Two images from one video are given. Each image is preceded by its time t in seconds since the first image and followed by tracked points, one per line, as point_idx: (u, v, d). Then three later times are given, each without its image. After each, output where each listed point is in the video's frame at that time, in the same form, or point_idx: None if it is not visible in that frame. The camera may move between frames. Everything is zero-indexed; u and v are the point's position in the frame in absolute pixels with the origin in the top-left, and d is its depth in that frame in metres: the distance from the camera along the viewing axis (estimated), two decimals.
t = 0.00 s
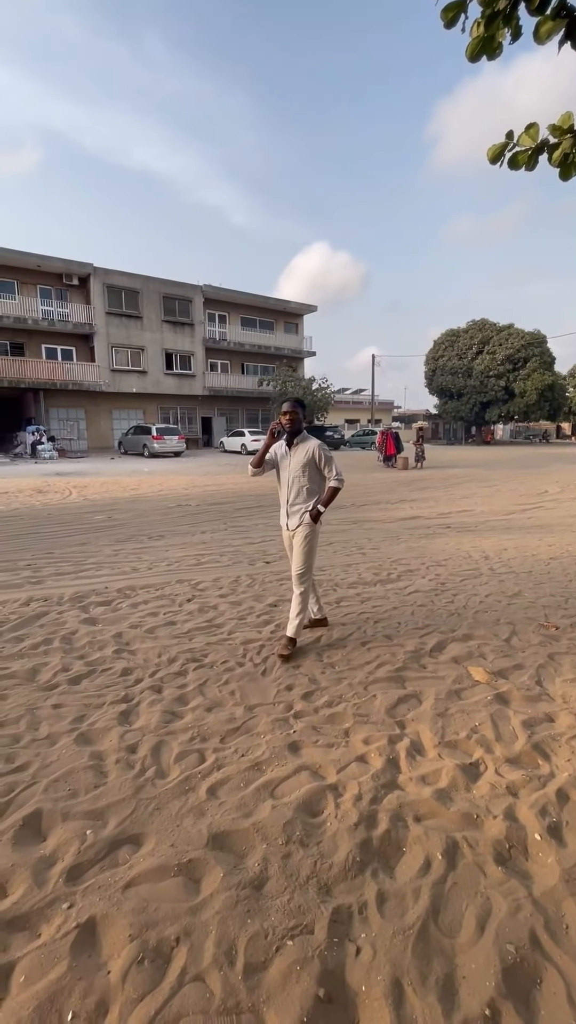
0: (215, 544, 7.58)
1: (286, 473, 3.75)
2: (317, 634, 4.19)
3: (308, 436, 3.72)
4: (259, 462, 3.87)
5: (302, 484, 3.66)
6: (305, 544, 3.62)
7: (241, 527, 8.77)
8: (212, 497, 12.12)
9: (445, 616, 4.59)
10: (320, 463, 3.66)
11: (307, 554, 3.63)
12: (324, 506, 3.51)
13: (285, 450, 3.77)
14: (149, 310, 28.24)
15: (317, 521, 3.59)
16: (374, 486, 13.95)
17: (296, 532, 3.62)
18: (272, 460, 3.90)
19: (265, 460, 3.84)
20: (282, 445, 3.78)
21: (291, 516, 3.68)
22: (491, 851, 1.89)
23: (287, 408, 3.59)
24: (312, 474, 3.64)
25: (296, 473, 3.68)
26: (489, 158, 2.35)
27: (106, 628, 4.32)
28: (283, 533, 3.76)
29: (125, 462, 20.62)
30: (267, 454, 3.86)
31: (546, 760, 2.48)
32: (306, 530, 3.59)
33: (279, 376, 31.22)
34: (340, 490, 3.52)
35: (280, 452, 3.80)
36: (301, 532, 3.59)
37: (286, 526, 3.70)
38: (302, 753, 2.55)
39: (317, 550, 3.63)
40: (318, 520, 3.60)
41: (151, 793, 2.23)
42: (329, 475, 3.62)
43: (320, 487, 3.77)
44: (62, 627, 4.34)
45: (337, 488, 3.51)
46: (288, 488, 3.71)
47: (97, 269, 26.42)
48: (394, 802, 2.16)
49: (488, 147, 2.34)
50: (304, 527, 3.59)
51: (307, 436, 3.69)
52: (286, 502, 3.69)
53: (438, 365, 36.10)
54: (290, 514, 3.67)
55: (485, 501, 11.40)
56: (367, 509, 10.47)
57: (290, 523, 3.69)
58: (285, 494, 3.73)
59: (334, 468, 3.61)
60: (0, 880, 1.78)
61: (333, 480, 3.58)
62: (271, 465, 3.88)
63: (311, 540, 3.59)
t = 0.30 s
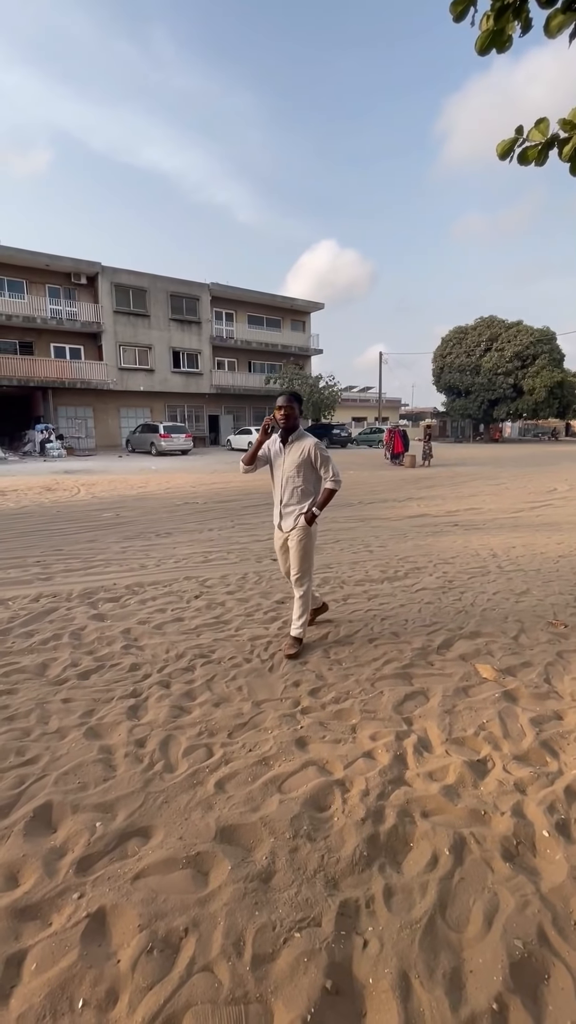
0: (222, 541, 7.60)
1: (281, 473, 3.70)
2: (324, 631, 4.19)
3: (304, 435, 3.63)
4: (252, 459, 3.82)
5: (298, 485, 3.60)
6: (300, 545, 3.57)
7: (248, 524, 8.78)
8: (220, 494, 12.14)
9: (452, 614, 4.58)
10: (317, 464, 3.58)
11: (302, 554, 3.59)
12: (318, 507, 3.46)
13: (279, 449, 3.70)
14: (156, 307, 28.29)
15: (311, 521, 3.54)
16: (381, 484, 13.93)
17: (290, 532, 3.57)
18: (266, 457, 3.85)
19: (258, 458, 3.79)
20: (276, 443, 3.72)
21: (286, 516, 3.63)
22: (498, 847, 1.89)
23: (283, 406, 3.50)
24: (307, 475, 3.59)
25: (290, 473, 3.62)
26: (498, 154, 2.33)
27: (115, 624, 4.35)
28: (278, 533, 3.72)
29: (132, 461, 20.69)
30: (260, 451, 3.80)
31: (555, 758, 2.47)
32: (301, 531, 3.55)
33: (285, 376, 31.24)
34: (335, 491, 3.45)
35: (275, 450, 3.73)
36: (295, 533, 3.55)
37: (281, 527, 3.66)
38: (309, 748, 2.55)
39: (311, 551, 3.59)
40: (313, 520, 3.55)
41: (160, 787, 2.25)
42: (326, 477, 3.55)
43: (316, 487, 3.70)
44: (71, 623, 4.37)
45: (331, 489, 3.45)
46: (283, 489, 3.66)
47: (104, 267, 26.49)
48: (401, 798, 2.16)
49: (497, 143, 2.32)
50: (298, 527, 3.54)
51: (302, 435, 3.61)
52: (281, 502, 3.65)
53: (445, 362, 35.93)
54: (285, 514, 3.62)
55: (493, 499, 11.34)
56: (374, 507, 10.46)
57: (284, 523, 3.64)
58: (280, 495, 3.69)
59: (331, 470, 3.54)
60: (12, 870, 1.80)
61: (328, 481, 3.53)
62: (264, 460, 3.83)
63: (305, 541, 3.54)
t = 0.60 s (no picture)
0: (227, 539, 7.60)
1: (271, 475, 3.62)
2: (329, 630, 4.19)
3: (295, 435, 3.54)
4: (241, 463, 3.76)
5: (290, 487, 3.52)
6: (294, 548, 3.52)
7: (254, 522, 8.79)
8: (226, 492, 12.15)
9: (457, 613, 4.57)
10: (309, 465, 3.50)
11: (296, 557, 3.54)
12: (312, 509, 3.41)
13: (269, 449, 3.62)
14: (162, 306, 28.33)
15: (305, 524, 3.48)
16: (387, 482, 13.88)
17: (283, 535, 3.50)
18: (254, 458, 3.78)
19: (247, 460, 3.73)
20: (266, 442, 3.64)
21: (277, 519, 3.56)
22: (502, 846, 1.89)
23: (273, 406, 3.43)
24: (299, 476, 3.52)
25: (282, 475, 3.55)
26: (506, 150, 2.32)
27: (120, 622, 4.37)
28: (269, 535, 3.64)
29: (138, 459, 20.75)
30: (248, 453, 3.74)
31: (559, 758, 2.46)
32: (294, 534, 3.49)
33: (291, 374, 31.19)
34: (328, 493, 3.41)
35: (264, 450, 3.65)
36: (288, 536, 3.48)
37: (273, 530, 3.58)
38: (313, 746, 2.56)
39: (305, 553, 3.55)
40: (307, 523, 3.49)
41: (164, 783, 2.26)
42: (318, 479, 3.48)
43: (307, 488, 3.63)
44: (77, 620, 4.40)
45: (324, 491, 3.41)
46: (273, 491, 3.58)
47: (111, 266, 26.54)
48: (405, 796, 2.16)
49: (504, 139, 2.31)
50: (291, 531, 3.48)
51: (293, 435, 3.52)
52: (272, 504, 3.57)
53: (452, 360, 35.74)
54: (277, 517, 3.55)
55: (500, 497, 11.29)
56: (380, 505, 10.43)
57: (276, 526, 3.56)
58: (271, 497, 3.60)
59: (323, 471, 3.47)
60: (18, 864, 1.82)
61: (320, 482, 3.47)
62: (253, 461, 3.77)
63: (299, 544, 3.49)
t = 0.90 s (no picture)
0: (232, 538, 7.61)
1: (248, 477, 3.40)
2: (334, 628, 4.19)
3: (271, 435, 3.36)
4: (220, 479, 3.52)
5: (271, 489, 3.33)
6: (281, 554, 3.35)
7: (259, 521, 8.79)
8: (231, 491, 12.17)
9: (462, 611, 4.56)
10: (289, 466, 3.34)
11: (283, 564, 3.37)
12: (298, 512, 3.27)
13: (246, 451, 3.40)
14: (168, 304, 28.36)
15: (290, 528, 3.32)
16: (392, 480, 13.85)
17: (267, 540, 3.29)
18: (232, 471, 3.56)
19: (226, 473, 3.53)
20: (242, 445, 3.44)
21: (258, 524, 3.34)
22: (506, 845, 1.89)
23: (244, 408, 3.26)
24: (280, 477, 3.34)
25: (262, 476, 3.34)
26: (512, 147, 2.31)
27: (126, 619, 4.39)
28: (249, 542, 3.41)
29: (144, 458, 20.80)
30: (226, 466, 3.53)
31: (564, 757, 2.46)
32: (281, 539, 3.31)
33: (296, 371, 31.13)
34: (313, 494, 3.30)
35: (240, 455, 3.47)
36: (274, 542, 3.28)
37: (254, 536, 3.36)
38: (317, 743, 2.57)
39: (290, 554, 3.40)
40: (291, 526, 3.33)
41: (169, 780, 2.27)
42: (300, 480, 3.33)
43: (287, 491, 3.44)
44: (83, 617, 4.42)
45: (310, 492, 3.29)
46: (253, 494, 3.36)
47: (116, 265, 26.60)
48: (409, 794, 2.17)
49: (511, 134, 2.29)
50: (277, 536, 3.29)
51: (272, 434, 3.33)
52: (253, 509, 3.34)
53: (458, 359, 35.62)
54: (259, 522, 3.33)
55: (506, 496, 11.24)
56: (385, 504, 10.42)
57: (258, 532, 3.34)
58: (250, 501, 3.37)
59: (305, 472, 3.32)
60: (25, 858, 1.84)
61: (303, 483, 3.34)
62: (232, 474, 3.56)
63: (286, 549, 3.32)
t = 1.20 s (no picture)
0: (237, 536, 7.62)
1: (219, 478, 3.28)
2: (339, 627, 4.19)
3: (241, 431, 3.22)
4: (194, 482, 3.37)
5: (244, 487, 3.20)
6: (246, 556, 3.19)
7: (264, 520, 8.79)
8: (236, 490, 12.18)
9: (468, 611, 4.54)
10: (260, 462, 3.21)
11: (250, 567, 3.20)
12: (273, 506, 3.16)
13: (213, 450, 3.28)
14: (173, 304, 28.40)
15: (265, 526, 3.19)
16: (397, 480, 13.81)
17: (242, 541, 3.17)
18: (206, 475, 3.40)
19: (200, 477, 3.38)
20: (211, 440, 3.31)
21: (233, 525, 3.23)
22: (511, 843, 1.89)
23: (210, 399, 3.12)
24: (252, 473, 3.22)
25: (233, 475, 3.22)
26: (520, 143, 2.30)
27: (133, 617, 4.41)
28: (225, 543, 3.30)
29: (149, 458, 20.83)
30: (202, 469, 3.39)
31: (570, 756, 2.45)
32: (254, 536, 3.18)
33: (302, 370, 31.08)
34: (287, 488, 3.20)
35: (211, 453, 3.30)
36: (248, 541, 3.16)
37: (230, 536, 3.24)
38: (323, 741, 2.57)
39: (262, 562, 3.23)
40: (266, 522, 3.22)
41: (176, 776, 2.29)
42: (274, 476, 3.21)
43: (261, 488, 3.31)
44: (90, 615, 4.44)
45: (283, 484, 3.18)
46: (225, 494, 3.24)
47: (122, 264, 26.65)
48: (415, 792, 2.17)
49: (518, 130, 2.28)
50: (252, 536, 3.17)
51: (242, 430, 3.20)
52: (225, 509, 3.22)
53: (464, 357, 35.48)
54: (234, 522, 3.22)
55: (512, 496, 11.18)
56: (390, 503, 10.39)
57: (232, 532, 3.23)
58: (223, 501, 3.25)
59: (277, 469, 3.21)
60: (34, 852, 1.86)
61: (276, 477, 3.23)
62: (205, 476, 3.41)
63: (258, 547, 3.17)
